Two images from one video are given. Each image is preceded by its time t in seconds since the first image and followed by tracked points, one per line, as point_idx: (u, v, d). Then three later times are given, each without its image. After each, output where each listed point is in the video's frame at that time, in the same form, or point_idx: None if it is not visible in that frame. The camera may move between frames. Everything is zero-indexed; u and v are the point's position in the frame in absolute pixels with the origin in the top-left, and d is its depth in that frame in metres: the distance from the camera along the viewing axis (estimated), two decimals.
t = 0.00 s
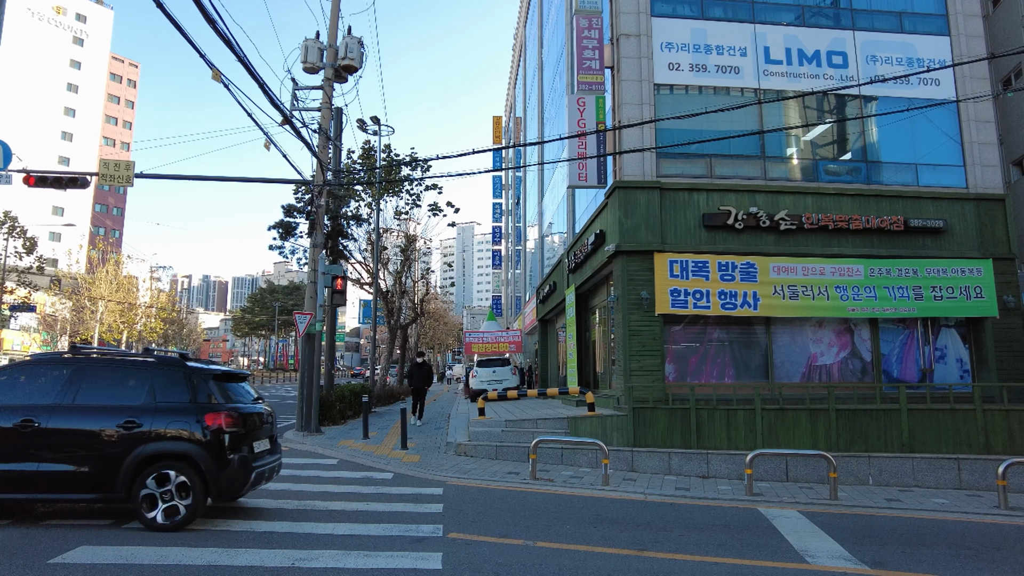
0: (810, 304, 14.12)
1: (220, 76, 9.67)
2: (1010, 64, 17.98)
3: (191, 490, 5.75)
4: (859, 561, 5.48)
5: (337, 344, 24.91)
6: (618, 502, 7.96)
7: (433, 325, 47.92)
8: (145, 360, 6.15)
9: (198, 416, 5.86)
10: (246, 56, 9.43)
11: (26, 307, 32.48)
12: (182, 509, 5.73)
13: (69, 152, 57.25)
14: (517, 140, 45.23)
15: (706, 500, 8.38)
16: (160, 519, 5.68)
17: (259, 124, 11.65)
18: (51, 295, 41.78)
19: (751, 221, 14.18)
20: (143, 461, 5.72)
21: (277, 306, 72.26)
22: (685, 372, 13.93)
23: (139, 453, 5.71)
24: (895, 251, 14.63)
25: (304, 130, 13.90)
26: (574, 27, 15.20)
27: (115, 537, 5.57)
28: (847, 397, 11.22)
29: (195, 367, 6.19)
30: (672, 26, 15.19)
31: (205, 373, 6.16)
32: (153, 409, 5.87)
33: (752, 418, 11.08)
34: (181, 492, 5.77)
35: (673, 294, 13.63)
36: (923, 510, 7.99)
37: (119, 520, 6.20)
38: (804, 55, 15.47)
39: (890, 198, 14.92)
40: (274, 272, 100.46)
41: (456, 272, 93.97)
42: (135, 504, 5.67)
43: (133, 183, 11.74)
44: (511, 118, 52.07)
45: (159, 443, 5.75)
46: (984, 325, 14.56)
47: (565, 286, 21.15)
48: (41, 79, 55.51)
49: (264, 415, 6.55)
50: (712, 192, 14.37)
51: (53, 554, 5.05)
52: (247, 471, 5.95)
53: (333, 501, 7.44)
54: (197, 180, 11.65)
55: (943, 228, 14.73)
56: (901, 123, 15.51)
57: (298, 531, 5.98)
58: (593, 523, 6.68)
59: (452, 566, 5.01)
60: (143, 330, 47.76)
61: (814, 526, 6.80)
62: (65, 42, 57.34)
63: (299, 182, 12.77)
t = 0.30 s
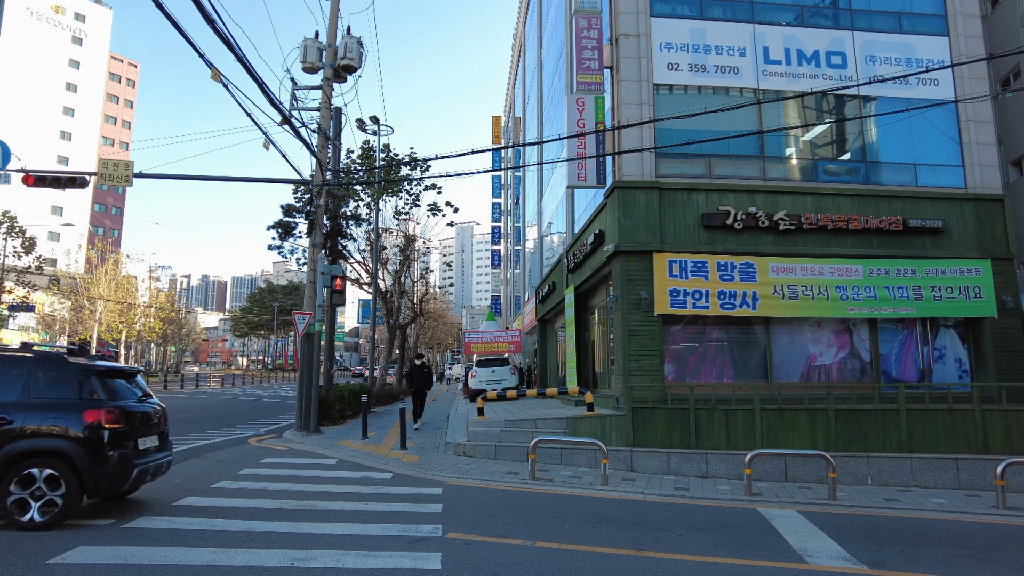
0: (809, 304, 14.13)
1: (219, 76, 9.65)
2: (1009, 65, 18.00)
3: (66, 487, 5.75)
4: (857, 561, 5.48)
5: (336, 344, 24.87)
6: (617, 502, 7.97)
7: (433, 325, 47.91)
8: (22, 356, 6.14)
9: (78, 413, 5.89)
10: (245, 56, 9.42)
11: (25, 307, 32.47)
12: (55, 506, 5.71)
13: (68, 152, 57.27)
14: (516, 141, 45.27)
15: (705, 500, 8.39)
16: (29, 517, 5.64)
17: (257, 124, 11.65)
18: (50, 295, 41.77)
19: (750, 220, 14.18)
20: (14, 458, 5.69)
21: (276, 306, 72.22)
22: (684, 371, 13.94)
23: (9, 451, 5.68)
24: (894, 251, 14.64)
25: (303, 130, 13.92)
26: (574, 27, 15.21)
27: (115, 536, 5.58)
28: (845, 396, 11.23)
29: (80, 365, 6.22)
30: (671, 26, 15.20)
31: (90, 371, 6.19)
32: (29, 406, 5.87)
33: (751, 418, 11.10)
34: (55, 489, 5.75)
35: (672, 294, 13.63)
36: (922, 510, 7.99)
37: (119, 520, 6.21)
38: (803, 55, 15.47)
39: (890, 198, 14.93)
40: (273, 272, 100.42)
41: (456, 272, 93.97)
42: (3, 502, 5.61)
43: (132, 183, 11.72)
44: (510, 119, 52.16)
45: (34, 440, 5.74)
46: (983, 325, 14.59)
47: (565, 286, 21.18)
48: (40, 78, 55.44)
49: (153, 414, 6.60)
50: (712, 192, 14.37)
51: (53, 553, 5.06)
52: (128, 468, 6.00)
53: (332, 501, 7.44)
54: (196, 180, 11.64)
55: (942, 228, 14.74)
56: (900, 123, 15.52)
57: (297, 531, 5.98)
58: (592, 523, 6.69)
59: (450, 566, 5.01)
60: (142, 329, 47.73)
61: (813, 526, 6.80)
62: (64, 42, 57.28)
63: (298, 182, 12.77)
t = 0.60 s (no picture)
0: (808, 304, 14.14)
1: (218, 76, 9.65)
2: (1008, 65, 18.03)
3: None
4: (856, 561, 5.48)
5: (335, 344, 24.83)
6: (616, 502, 7.97)
7: (432, 324, 47.91)
8: None
9: None
10: (244, 56, 9.42)
11: (23, 307, 32.40)
12: None
13: (67, 151, 57.24)
14: (515, 140, 45.27)
15: (704, 499, 8.40)
16: None
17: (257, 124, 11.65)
18: (49, 295, 41.73)
19: (749, 220, 14.20)
20: None
21: (274, 306, 72.12)
22: (683, 371, 13.95)
23: None
24: (893, 251, 14.65)
25: (303, 129, 13.91)
26: (573, 27, 15.22)
27: (114, 536, 5.58)
28: (844, 396, 11.24)
29: None
30: (670, 26, 15.21)
31: None
32: None
33: (750, 417, 11.11)
34: None
35: (671, 294, 13.64)
36: (920, 510, 8.00)
37: (117, 519, 6.21)
38: (802, 55, 15.48)
39: (888, 198, 14.95)
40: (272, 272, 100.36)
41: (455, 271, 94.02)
42: None
43: (131, 182, 11.72)
44: (509, 119, 52.19)
45: None
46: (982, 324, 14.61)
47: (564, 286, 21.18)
48: (38, 78, 55.38)
49: (21, 412, 6.51)
50: (711, 192, 14.38)
51: (52, 553, 5.06)
52: None
53: (332, 501, 7.43)
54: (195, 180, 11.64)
55: (941, 228, 14.76)
56: (899, 123, 15.54)
57: (295, 530, 5.98)
58: (591, 523, 6.68)
59: (449, 566, 5.02)
60: (140, 329, 47.69)
61: (812, 526, 6.80)
62: (62, 42, 57.22)
63: (297, 182, 12.77)
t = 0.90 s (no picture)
0: (807, 303, 14.15)
1: (217, 75, 9.63)
2: (1006, 65, 18.04)
3: None
4: (856, 561, 5.48)
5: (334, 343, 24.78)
6: (615, 501, 7.97)
7: (431, 324, 47.94)
8: None
9: None
10: (243, 55, 9.42)
11: (22, 306, 32.33)
12: None
13: (65, 150, 57.16)
14: (514, 140, 45.28)
15: (703, 499, 8.40)
16: None
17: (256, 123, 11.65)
18: (48, 294, 41.68)
19: (748, 220, 14.20)
20: None
21: (274, 305, 72.07)
22: (682, 371, 13.95)
23: None
24: (892, 251, 14.66)
25: (303, 129, 13.89)
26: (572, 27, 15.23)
27: (113, 535, 5.58)
28: (843, 396, 11.25)
29: None
30: (669, 25, 15.21)
31: None
32: None
33: (749, 417, 11.12)
34: None
35: (670, 293, 13.64)
36: (919, 510, 7.99)
37: (116, 519, 6.21)
38: (801, 55, 15.48)
39: (887, 198, 14.96)
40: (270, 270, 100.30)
41: (455, 271, 94.10)
42: None
43: (130, 182, 11.71)
44: (509, 119, 52.26)
45: None
46: (980, 324, 14.63)
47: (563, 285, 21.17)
48: (37, 77, 55.34)
49: None
50: (710, 191, 14.38)
51: (51, 553, 5.05)
52: None
53: (331, 500, 7.43)
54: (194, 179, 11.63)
55: (940, 228, 14.77)
56: (898, 123, 15.55)
57: (294, 529, 5.98)
58: (590, 522, 6.68)
59: (448, 565, 5.02)
60: (139, 329, 47.62)
61: (811, 525, 6.81)
62: (61, 41, 57.18)
63: (296, 181, 12.76)
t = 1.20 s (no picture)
0: (806, 303, 14.15)
1: (216, 74, 9.63)
2: (1006, 65, 18.04)
3: None
4: (855, 560, 5.49)
5: (333, 342, 24.74)
6: (614, 501, 7.99)
7: (431, 323, 47.97)
8: None
9: None
10: (242, 54, 9.40)
11: (21, 305, 32.33)
12: None
13: (64, 150, 57.07)
14: (513, 139, 45.31)
15: (702, 498, 8.41)
16: None
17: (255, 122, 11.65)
18: (47, 294, 41.70)
19: (748, 220, 14.20)
20: None
21: (274, 305, 72.06)
22: (682, 370, 13.96)
23: None
24: (892, 250, 14.67)
25: (303, 128, 13.89)
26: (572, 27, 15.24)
27: (113, 535, 5.57)
28: (842, 395, 11.27)
29: None
30: (669, 25, 15.21)
31: None
32: None
33: (749, 416, 11.13)
34: None
35: (670, 293, 13.64)
36: (919, 509, 8.00)
37: (115, 518, 6.20)
38: (801, 55, 15.48)
39: (887, 198, 14.96)
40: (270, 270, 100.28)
41: (454, 271, 94.06)
42: None
43: (129, 181, 11.71)
44: (508, 118, 52.24)
45: None
46: (979, 324, 14.64)
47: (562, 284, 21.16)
48: (36, 76, 55.28)
49: None
50: (709, 191, 14.38)
51: (50, 552, 5.04)
52: None
53: (330, 500, 7.42)
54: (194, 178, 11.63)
55: (939, 228, 14.78)
56: (897, 123, 15.55)
57: (292, 529, 5.97)
58: (590, 522, 6.68)
59: (447, 564, 5.02)
60: (139, 328, 47.61)
61: (811, 525, 6.82)
62: (60, 40, 57.12)
63: (296, 180, 12.77)
